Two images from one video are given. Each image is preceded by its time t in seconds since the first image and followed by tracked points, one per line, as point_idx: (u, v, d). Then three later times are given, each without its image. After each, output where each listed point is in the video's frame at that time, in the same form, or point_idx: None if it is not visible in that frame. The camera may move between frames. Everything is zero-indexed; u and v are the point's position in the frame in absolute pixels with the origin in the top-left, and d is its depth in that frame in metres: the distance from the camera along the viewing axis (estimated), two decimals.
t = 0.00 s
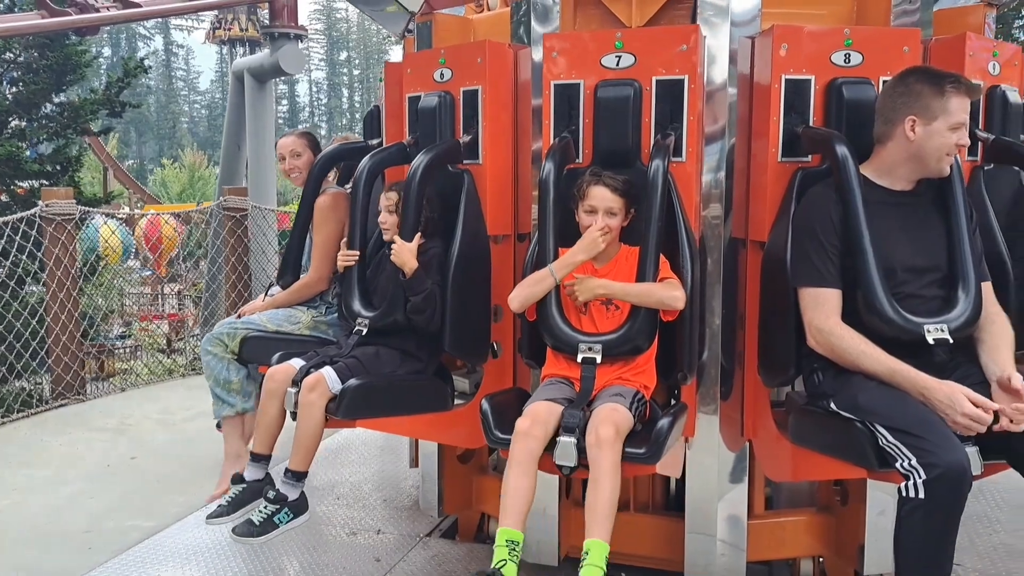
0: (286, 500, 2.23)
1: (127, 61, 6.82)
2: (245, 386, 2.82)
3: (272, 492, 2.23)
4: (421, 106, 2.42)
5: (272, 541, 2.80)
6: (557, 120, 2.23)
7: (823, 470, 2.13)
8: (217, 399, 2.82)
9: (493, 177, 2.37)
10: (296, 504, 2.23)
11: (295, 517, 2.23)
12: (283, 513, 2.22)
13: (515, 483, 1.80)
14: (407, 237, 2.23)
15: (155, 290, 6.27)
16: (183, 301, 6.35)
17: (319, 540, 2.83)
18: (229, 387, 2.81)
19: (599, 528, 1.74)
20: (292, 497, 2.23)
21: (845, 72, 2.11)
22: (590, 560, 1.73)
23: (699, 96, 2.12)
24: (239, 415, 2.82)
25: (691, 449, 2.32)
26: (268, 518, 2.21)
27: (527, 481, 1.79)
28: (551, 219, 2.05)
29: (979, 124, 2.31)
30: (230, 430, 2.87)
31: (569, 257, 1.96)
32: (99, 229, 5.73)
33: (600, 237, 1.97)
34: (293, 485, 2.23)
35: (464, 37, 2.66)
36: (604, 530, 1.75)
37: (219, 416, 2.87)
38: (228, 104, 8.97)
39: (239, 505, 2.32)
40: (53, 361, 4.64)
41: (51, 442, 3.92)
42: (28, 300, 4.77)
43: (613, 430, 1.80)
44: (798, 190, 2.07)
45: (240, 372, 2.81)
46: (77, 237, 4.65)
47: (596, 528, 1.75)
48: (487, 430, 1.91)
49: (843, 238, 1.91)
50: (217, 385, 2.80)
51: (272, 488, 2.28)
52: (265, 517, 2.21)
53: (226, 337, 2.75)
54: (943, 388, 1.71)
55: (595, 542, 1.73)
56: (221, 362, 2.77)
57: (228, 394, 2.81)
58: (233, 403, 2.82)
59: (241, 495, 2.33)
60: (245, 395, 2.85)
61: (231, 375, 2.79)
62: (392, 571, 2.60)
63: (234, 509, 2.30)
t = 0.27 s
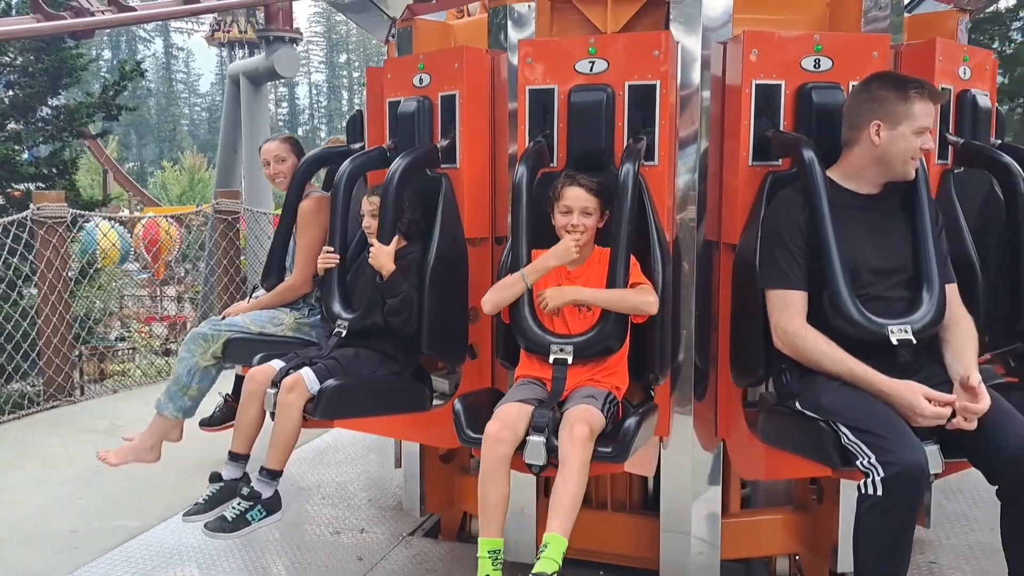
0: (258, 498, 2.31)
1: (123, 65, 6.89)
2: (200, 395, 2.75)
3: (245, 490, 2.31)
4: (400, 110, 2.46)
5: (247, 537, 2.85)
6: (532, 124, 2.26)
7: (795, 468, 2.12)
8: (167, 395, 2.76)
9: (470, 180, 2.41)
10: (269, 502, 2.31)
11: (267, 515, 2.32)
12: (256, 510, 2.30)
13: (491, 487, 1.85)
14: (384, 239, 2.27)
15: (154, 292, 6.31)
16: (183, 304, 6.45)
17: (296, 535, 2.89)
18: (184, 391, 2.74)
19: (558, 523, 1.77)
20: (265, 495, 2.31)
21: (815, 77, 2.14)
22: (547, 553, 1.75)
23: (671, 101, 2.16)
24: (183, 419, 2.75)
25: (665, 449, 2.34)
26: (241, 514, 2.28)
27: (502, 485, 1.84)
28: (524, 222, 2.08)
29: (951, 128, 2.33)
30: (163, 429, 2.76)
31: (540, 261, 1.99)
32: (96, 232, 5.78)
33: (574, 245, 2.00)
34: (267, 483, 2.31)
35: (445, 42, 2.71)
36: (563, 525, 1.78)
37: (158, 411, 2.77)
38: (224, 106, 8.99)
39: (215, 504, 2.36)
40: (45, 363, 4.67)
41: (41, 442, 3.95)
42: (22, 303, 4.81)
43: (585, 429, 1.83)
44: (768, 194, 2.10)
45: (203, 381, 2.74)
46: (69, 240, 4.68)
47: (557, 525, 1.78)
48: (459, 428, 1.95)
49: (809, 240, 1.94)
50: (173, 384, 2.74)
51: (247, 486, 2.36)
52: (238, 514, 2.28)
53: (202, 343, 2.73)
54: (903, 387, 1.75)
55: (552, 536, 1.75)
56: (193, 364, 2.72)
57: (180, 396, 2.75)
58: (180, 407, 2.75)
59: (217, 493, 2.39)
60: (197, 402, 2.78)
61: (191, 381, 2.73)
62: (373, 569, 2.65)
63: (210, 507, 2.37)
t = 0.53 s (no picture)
0: (241, 493, 2.35)
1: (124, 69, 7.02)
2: (204, 396, 2.78)
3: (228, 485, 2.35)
4: (381, 115, 2.53)
5: (237, 527, 2.96)
6: (509, 128, 2.33)
7: (768, 467, 2.19)
8: (172, 403, 2.78)
9: (450, 183, 2.47)
10: (251, 497, 2.35)
11: (249, 510, 2.35)
12: (237, 505, 2.34)
13: (473, 479, 1.93)
14: (365, 239, 2.33)
15: (159, 295, 6.58)
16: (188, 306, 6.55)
17: (285, 526, 2.99)
18: (188, 396, 2.78)
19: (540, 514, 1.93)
20: (246, 490, 2.35)
21: (784, 81, 2.19)
22: (530, 536, 1.96)
23: (643, 104, 2.22)
24: (191, 423, 2.76)
25: (641, 445, 2.39)
26: (222, 509, 2.32)
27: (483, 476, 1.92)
28: (498, 224, 2.14)
29: (921, 131, 2.36)
30: (177, 436, 2.77)
31: (504, 257, 2.06)
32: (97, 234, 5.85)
33: (533, 236, 2.06)
34: (248, 479, 2.35)
35: (427, 47, 2.78)
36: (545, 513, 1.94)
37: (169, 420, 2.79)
38: (224, 111, 9.06)
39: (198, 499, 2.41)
40: (42, 363, 4.73)
41: (37, 442, 4.01)
42: (21, 303, 4.88)
43: (552, 427, 1.87)
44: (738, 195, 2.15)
45: (202, 382, 2.78)
46: (66, 242, 4.74)
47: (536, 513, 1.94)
48: (433, 425, 2.00)
49: (775, 241, 1.98)
50: (176, 391, 2.78)
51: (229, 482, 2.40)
52: (220, 508, 2.32)
53: (193, 343, 2.80)
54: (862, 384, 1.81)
55: (535, 523, 1.94)
56: (185, 368, 2.76)
57: (185, 402, 2.78)
58: (187, 412, 2.77)
59: (200, 489, 2.44)
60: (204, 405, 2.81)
61: (193, 384, 2.76)
62: (358, 563, 2.70)
63: (193, 502, 2.41)
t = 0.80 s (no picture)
0: (246, 489, 2.40)
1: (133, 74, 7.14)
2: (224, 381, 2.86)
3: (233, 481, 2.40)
4: (377, 120, 2.59)
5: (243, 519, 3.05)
6: (500, 132, 2.39)
7: (755, 463, 2.22)
8: (199, 396, 2.87)
9: (443, 186, 2.53)
10: (256, 493, 2.40)
11: (254, 505, 2.40)
12: (242, 501, 2.39)
13: (458, 477, 1.96)
14: (360, 240, 2.40)
15: (170, 297, 6.51)
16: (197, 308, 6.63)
17: (286, 521, 3.06)
18: (210, 384, 2.86)
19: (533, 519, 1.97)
20: (251, 486, 2.40)
21: (767, 84, 2.24)
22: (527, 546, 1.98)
23: (631, 108, 2.26)
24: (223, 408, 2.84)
25: (631, 442, 2.44)
26: (228, 505, 2.37)
27: (469, 474, 1.96)
28: (487, 226, 2.20)
29: (905, 132, 2.40)
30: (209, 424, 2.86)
31: (483, 259, 2.13)
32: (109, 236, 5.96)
33: (510, 237, 2.12)
34: (252, 475, 2.40)
35: (422, 53, 2.85)
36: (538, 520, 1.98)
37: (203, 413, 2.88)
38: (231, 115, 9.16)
39: (203, 495, 2.46)
40: (51, 364, 4.81)
41: (46, 441, 4.09)
42: (31, 304, 4.96)
43: (538, 422, 1.92)
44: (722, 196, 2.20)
45: (218, 369, 2.86)
46: (74, 245, 4.82)
47: (529, 519, 1.99)
48: (424, 422, 2.06)
49: (756, 240, 2.03)
50: (199, 384, 2.86)
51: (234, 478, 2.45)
52: (226, 505, 2.37)
53: (198, 342, 2.88)
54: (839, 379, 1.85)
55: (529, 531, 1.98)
56: (196, 360, 2.86)
57: (209, 391, 2.86)
58: (215, 399, 2.85)
59: (205, 485, 2.49)
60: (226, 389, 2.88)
61: (209, 372, 2.85)
62: (357, 558, 2.76)
63: (199, 498, 2.46)
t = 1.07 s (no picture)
0: (244, 482, 2.48)
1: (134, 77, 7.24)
2: (205, 390, 2.95)
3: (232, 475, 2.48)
4: (371, 124, 2.67)
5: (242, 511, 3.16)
6: (489, 136, 2.47)
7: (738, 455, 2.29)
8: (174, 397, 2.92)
9: (435, 189, 2.60)
10: (253, 486, 2.48)
11: (253, 497, 2.49)
12: (241, 494, 2.47)
13: (435, 462, 2.03)
14: (355, 240, 2.48)
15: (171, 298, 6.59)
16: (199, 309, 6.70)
17: (284, 516, 3.13)
18: (190, 389, 2.93)
19: (510, 507, 1.98)
20: (249, 479, 2.49)
21: (747, 89, 2.32)
22: (501, 534, 1.97)
23: (615, 112, 2.35)
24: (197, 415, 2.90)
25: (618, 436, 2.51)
26: (228, 498, 2.46)
27: (448, 460, 2.03)
28: (477, 227, 2.29)
29: (883, 136, 2.47)
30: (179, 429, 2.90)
31: (473, 257, 2.21)
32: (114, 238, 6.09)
33: (498, 236, 2.20)
34: (250, 468, 2.49)
35: (415, 59, 2.93)
36: (516, 509, 1.98)
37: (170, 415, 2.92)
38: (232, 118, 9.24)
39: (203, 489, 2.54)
40: (54, 363, 4.89)
41: (50, 438, 4.17)
42: (33, 305, 5.04)
43: (522, 416, 1.99)
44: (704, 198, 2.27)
45: (203, 376, 2.94)
46: (77, 246, 4.90)
47: (507, 507, 1.99)
48: (415, 416, 2.14)
49: (734, 239, 2.10)
50: (178, 386, 2.92)
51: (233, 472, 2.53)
52: (225, 498, 2.45)
53: (195, 342, 2.94)
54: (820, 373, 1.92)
55: (506, 518, 1.97)
56: (190, 362, 2.92)
57: (187, 395, 2.93)
58: (190, 404, 2.92)
59: (205, 479, 2.56)
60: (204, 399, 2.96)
61: (194, 378, 2.93)
62: (353, 551, 2.83)
63: (198, 492, 2.53)
